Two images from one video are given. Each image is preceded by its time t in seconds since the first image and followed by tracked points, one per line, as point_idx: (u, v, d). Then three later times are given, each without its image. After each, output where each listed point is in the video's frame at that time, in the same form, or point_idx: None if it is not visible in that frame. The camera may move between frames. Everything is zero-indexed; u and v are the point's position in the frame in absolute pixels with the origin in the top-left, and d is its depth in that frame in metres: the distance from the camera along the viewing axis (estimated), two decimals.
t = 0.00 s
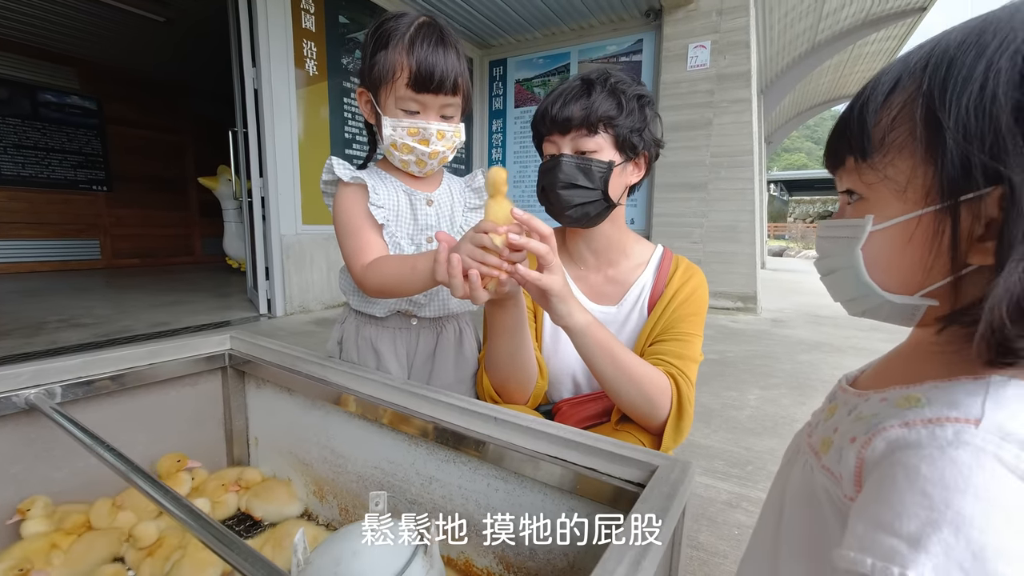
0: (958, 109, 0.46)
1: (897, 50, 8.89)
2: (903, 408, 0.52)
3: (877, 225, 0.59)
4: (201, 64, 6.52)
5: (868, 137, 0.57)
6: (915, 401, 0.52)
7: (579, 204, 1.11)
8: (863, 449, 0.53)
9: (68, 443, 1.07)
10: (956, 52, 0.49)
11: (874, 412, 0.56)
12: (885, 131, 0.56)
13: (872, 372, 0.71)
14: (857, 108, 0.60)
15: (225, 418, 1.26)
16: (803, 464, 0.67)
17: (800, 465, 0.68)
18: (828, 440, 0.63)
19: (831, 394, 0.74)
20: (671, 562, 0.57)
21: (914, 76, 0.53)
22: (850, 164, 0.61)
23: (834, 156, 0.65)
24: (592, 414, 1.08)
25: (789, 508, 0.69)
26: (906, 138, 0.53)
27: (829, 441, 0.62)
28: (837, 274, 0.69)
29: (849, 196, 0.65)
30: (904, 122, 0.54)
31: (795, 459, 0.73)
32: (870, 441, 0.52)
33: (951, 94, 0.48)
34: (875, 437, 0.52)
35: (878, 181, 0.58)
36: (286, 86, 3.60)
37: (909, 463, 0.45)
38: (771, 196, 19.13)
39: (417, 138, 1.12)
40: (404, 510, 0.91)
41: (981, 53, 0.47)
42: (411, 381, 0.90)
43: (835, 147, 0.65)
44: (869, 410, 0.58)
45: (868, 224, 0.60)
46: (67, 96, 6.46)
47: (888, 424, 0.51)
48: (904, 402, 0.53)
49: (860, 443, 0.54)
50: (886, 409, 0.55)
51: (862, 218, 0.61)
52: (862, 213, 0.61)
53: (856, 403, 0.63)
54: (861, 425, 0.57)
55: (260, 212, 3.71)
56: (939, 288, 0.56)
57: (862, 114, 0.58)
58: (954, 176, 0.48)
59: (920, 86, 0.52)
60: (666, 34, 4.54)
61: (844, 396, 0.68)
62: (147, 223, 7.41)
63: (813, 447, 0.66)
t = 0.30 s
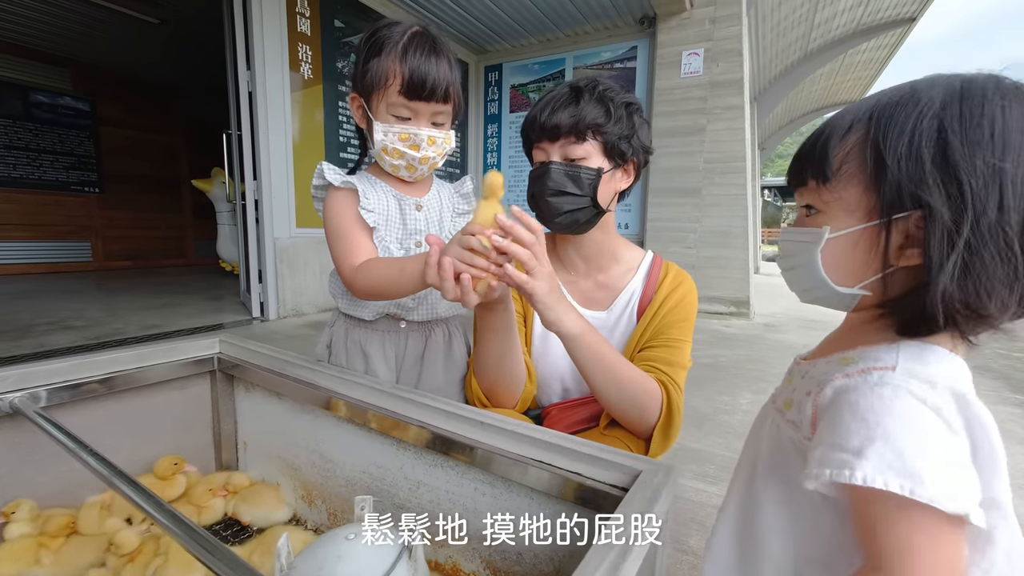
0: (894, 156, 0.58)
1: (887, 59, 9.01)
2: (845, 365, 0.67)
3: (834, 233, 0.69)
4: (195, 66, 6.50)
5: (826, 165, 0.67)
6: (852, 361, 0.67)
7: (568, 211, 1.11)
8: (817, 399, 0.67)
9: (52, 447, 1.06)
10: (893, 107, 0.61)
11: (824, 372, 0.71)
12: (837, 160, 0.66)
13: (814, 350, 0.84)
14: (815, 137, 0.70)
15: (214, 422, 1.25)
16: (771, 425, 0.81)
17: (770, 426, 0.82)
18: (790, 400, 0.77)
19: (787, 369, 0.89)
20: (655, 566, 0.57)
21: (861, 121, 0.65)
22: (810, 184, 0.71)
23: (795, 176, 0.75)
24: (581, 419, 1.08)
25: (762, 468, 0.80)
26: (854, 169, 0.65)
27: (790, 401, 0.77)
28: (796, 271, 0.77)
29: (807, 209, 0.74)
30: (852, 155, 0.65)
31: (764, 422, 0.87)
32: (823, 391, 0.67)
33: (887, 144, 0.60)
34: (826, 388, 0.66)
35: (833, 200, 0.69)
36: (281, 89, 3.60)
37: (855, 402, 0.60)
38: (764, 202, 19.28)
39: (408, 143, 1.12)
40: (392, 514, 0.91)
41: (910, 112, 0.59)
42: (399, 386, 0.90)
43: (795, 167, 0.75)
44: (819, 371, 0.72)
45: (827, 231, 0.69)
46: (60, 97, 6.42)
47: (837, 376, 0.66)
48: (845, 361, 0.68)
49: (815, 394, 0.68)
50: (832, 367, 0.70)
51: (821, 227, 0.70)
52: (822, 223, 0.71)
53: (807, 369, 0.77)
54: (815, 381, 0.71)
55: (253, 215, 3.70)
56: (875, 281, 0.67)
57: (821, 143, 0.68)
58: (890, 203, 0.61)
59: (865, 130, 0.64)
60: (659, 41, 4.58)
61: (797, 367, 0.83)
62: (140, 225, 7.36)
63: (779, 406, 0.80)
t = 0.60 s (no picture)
0: (844, 167, 0.63)
1: (884, 67, 9.08)
2: (793, 349, 0.70)
3: (790, 236, 0.73)
4: (194, 68, 6.51)
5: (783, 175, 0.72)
6: (800, 345, 0.70)
7: (562, 221, 1.12)
8: (768, 382, 0.71)
9: (38, 449, 1.05)
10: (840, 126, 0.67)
11: (775, 358, 0.74)
12: (794, 171, 0.71)
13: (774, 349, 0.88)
14: (776, 153, 0.76)
15: (204, 424, 1.24)
16: (732, 416, 0.83)
17: (731, 418, 0.84)
18: (746, 390, 0.80)
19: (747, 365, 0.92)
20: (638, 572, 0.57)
21: (814, 138, 0.71)
22: (771, 194, 0.76)
23: (757, 186, 0.80)
24: (570, 423, 1.07)
25: (722, 457, 0.82)
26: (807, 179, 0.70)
27: (746, 390, 0.80)
28: (756, 273, 0.79)
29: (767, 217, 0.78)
30: (807, 168, 0.70)
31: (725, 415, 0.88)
32: (772, 373, 0.70)
33: (838, 157, 0.66)
34: (775, 370, 0.69)
35: (791, 208, 0.73)
36: (279, 92, 3.61)
37: (800, 380, 0.63)
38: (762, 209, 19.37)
39: (401, 145, 1.12)
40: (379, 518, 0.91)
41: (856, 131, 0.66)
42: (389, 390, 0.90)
43: (757, 179, 0.80)
44: (770, 358, 0.76)
45: (784, 235, 0.73)
46: (58, 97, 6.42)
47: (784, 359, 0.69)
48: (794, 348, 0.72)
49: (766, 378, 0.71)
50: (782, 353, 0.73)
51: (779, 232, 0.74)
52: (780, 228, 0.74)
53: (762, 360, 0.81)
54: (767, 368, 0.75)
55: (250, 217, 3.70)
56: (825, 281, 0.71)
57: (780, 159, 0.73)
58: (839, 210, 0.66)
59: (817, 145, 0.69)
60: (657, 48, 4.61)
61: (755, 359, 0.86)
62: (137, 226, 7.35)
63: (738, 397, 0.83)
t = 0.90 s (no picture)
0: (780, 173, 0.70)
1: (889, 70, 9.08)
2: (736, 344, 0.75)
3: (734, 235, 0.79)
4: (198, 63, 6.52)
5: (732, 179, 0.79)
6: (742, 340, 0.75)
7: (564, 225, 1.13)
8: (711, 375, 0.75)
9: (32, 441, 1.05)
10: (781, 136, 0.74)
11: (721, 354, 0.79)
12: (741, 176, 0.78)
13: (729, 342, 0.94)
14: (727, 158, 0.82)
15: (199, 417, 1.25)
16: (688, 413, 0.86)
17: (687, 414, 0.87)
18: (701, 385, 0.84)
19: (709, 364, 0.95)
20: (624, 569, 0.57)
21: (759, 145, 0.77)
22: (720, 195, 0.82)
23: (710, 187, 0.86)
24: (562, 421, 1.07)
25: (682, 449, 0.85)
26: (750, 184, 0.76)
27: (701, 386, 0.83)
28: (709, 271, 0.86)
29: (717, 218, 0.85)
30: (751, 174, 0.76)
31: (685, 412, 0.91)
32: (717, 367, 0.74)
33: (777, 167, 0.72)
34: (719, 364, 0.74)
35: (737, 208, 0.80)
36: (282, 87, 3.61)
37: (735, 370, 0.67)
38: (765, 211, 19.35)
39: (397, 142, 1.12)
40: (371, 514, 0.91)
41: (794, 141, 0.72)
42: (381, 385, 0.91)
43: (711, 182, 0.87)
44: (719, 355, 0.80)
45: (729, 234, 0.80)
46: (63, 90, 6.44)
47: (727, 353, 0.74)
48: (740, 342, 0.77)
49: (713, 371, 0.76)
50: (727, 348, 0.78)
51: (725, 231, 0.81)
52: (726, 228, 0.81)
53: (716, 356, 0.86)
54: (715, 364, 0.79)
55: (251, 212, 3.71)
56: (766, 277, 0.78)
57: (731, 163, 0.80)
58: (776, 213, 0.72)
59: (759, 151, 0.76)
60: (661, 48, 4.60)
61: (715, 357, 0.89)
62: (140, 220, 7.37)
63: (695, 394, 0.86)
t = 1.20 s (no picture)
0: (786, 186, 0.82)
1: (897, 63, 8.98)
2: (761, 333, 0.89)
3: (746, 237, 0.88)
4: (202, 59, 6.52)
5: (739, 187, 0.89)
6: (764, 328, 0.89)
7: (562, 220, 1.13)
8: (741, 360, 0.89)
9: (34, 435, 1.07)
10: (781, 152, 0.86)
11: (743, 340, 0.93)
12: (746, 184, 0.88)
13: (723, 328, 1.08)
14: (728, 167, 0.92)
15: (200, 412, 1.26)
16: (708, 389, 1.01)
17: (708, 390, 1.01)
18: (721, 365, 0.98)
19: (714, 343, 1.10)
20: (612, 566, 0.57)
21: (761, 158, 0.88)
22: (725, 201, 0.92)
23: (711, 194, 0.96)
24: (560, 417, 1.08)
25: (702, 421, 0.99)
26: (758, 192, 0.87)
27: (722, 366, 0.98)
28: (718, 265, 0.92)
29: (720, 220, 0.93)
30: (755, 183, 0.87)
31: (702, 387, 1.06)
32: (746, 353, 0.88)
33: (782, 178, 0.85)
34: (749, 350, 0.88)
35: (743, 214, 0.89)
36: (284, 82, 3.61)
37: (774, 356, 0.82)
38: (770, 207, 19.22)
39: (392, 138, 1.12)
40: (368, 509, 0.92)
41: (793, 158, 0.85)
42: (377, 381, 0.91)
43: (712, 189, 0.96)
44: (741, 341, 0.93)
45: (742, 236, 0.88)
46: (69, 87, 6.48)
47: (757, 342, 0.88)
48: (759, 329, 0.90)
49: (741, 356, 0.90)
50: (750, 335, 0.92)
51: (737, 233, 0.89)
52: (736, 230, 0.90)
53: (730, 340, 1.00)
54: (738, 348, 0.93)
55: (255, 209, 3.72)
56: (771, 273, 0.89)
57: (736, 171, 0.90)
58: (784, 220, 0.84)
59: (764, 163, 0.87)
60: (665, 42, 4.57)
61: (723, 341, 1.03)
62: (146, 216, 7.42)
63: (716, 372, 1.00)
